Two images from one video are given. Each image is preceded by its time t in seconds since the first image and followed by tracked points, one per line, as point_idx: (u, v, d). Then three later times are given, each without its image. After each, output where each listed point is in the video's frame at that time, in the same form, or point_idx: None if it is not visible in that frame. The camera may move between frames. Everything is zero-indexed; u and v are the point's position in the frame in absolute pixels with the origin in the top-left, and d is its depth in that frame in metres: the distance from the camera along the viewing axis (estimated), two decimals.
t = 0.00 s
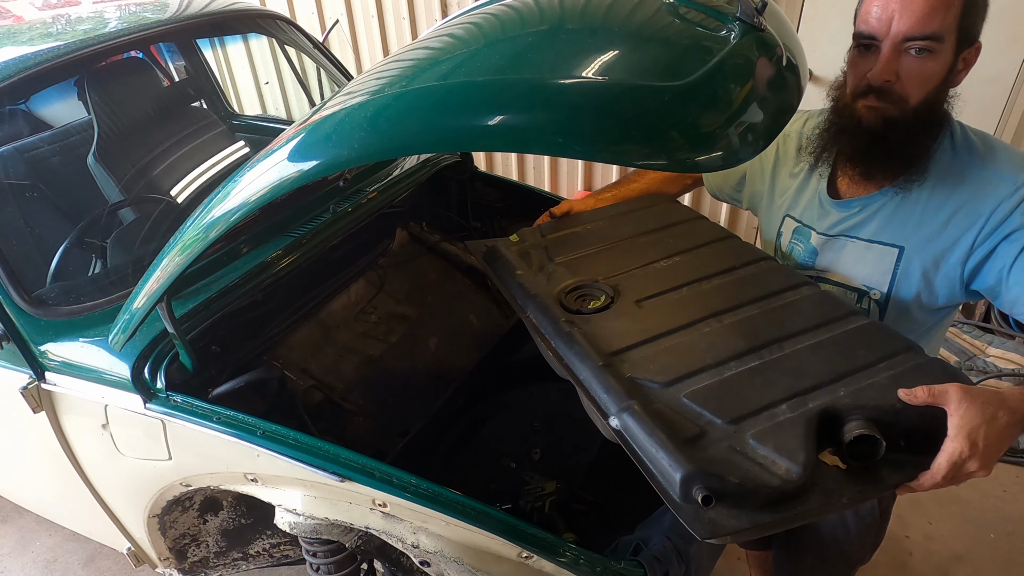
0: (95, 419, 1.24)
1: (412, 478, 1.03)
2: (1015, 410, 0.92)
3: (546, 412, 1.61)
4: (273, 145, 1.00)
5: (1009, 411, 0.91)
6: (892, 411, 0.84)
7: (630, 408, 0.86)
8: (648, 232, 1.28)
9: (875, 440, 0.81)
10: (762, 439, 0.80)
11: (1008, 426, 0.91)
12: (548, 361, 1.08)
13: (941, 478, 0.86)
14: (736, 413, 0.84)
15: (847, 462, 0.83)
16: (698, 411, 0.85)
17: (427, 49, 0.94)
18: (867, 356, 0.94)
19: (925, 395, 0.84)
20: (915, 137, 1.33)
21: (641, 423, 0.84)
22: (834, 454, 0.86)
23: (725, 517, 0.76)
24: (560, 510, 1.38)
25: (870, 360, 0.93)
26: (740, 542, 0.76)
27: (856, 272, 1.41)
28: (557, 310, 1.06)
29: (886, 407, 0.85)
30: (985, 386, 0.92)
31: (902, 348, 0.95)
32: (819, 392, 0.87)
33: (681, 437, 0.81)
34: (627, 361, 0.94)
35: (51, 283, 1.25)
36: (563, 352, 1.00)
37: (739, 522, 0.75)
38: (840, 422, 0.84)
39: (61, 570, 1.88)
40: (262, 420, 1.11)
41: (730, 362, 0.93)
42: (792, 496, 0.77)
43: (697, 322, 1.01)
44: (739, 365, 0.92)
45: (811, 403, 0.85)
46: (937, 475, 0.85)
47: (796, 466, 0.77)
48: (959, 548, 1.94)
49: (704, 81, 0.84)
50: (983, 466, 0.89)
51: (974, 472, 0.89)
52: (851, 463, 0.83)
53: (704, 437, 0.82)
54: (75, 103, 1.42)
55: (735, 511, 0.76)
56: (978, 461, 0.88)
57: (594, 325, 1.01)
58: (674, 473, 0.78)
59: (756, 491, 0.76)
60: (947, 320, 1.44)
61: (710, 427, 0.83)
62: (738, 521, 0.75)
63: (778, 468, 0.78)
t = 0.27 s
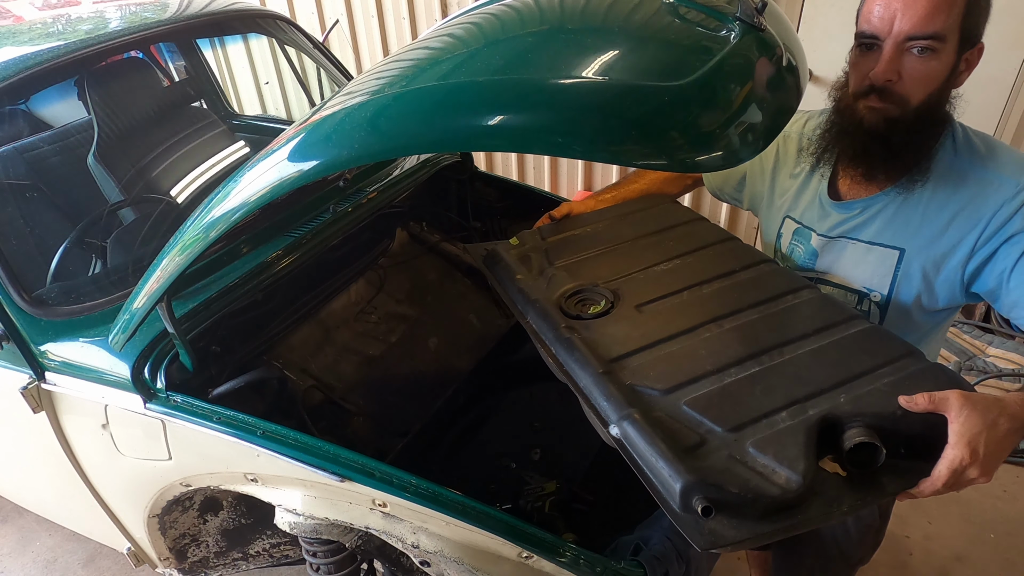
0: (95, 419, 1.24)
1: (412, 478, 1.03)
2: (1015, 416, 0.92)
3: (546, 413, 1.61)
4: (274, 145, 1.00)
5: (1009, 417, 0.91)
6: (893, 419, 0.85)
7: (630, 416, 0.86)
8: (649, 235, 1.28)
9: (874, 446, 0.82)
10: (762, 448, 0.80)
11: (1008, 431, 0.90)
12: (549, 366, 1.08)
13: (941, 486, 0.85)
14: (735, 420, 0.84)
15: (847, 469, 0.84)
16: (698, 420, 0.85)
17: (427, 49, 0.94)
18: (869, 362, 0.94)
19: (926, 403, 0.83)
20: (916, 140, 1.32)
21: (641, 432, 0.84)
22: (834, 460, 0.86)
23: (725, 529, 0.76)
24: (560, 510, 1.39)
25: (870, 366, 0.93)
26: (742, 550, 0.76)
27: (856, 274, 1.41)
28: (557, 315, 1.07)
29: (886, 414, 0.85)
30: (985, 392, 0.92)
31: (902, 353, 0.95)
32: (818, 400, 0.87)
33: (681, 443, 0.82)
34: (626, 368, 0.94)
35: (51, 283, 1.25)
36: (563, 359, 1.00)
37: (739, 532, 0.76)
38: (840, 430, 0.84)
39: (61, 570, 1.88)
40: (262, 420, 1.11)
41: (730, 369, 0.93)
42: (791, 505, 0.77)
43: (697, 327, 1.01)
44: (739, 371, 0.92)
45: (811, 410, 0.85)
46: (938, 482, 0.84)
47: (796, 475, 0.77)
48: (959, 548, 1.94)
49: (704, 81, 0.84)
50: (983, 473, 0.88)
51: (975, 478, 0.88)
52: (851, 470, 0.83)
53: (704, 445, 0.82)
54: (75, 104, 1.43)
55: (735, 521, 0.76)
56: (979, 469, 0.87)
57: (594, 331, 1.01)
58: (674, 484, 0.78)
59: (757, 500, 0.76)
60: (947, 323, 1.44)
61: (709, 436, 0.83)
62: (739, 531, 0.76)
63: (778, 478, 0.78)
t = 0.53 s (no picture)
0: (95, 418, 1.24)
1: (412, 478, 1.03)
2: (1018, 417, 0.91)
3: (546, 413, 1.61)
4: (274, 145, 1.00)
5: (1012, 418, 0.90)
6: (894, 418, 0.85)
7: (630, 413, 0.86)
8: (649, 235, 1.28)
9: (877, 447, 0.82)
10: (762, 446, 0.80)
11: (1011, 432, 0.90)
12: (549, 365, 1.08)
13: (943, 486, 0.85)
14: (736, 420, 0.84)
15: (850, 470, 0.83)
16: (698, 417, 0.85)
17: (427, 49, 0.94)
18: (869, 362, 0.94)
19: (928, 403, 0.83)
20: (917, 140, 1.32)
21: (640, 428, 0.84)
22: (836, 460, 0.86)
23: (723, 526, 0.75)
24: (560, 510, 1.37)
25: (871, 366, 0.93)
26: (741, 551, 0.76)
27: (858, 275, 1.41)
28: (558, 313, 1.07)
29: (887, 414, 0.85)
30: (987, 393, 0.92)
31: (904, 353, 0.95)
32: (819, 399, 0.87)
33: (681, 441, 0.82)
34: (627, 366, 0.94)
35: (51, 283, 1.25)
36: (563, 356, 1.00)
37: (739, 530, 0.75)
38: (841, 429, 0.84)
39: (61, 570, 1.88)
40: (262, 420, 1.11)
41: (731, 367, 0.93)
42: (792, 503, 0.77)
43: (698, 326, 1.01)
44: (740, 370, 0.92)
45: (812, 409, 0.85)
46: (939, 482, 0.84)
47: (797, 473, 0.77)
48: (959, 548, 1.94)
49: (704, 81, 0.84)
50: (985, 473, 0.88)
51: (977, 479, 0.89)
52: (854, 471, 0.83)
53: (704, 443, 0.82)
54: (75, 103, 1.43)
55: (734, 519, 0.76)
56: (981, 469, 0.87)
57: (594, 329, 1.01)
58: (674, 480, 0.78)
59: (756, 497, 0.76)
60: (947, 323, 1.44)
61: (709, 434, 0.83)
62: (738, 529, 0.75)
63: (779, 476, 0.78)
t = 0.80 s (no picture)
0: (95, 418, 1.24)
1: (412, 478, 1.03)
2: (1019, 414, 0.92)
3: (546, 412, 1.61)
4: (274, 145, 1.00)
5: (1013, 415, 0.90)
6: (896, 417, 0.85)
7: (633, 413, 0.86)
8: (649, 235, 1.28)
9: (882, 447, 0.82)
10: (766, 445, 0.80)
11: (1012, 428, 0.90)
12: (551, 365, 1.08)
13: (946, 484, 0.85)
14: (738, 419, 0.84)
15: (852, 467, 0.83)
16: (701, 417, 0.85)
17: (427, 49, 0.94)
18: (870, 361, 0.94)
19: (931, 401, 0.84)
20: (916, 140, 1.32)
21: (644, 428, 0.84)
22: (839, 459, 0.85)
23: (728, 526, 0.75)
24: (560, 510, 1.38)
25: (873, 364, 0.93)
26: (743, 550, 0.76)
27: (858, 274, 1.41)
28: (558, 314, 1.07)
29: (889, 413, 0.85)
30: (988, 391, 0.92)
31: (904, 352, 0.95)
32: (822, 398, 0.87)
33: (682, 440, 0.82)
34: (629, 366, 0.94)
35: (51, 283, 1.25)
36: (565, 356, 1.00)
37: (742, 529, 0.75)
38: (843, 428, 0.84)
39: (61, 570, 1.88)
40: (262, 420, 1.11)
41: (733, 366, 0.93)
42: (796, 502, 0.77)
43: (699, 326, 1.01)
44: (742, 370, 0.92)
45: (814, 408, 0.85)
46: (942, 481, 0.85)
47: (800, 472, 0.77)
48: (959, 549, 1.94)
49: (704, 81, 0.84)
50: (988, 471, 0.88)
51: (980, 476, 0.89)
52: (855, 469, 0.83)
53: (707, 443, 0.82)
54: (75, 104, 1.43)
55: (738, 518, 0.76)
56: (985, 467, 0.87)
57: (596, 329, 1.01)
58: (678, 480, 0.78)
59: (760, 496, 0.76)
60: (948, 322, 1.44)
61: (712, 433, 0.83)
62: (742, 528, 0.75)
63: (782, 475, 0.78)
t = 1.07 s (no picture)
0: (95, 418, 1.24)
1: (412, 478, 1.03)
2: (1019, 411, 0.92)
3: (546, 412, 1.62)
4: (273, 145, 1.00)
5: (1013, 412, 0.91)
6: (898, 416, 0.85)
7: (637, 413, 0.86)
8: (650, 235, 1.28)
9: (882, 443, 0.82)
10: (769, 444, 0.80)
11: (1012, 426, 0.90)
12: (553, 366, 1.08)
13: (949, 481, 0.85)
14: (741, 418, 0.84)
15: (852, 465, 0.83)
16: (704, 416, 0.85)
17: (427, 49, 0.94)
18: (871, 361, 0.93)
19: (932, 399, 0.84)
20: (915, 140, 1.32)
21: (648, 428, 0.84)
22: (840, 457, 0.85)
23: (733, 525, 0.75)
24: (560, 510, 1.37)
25: (874, 364, 0.93)
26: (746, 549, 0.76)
27: (856, 273, 1.41)
28: (558, 314, 1.07)
29: (891, 411, 0.85)
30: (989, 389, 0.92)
31: (905, 351, 0.95)
32: (823, 397, 0.87)
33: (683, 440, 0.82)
34: (631, 367, 0.94)
35: (51, 283, 1.25)
36: (566, 357, 1.00)
37: (747, 528, 0.75)
38: (845, 427, 0.84)
39: (61, 570, 1.88)
40: (262, 420, 1.11)
41: (734, 366, 0.93)
42: (800, 500, 0.77)
43: (700, 326, 1.01)
44: (743, 369, 0.92)
45: (817, 407, 0.85)
46: (944, 478, 0.84)
47: (804, 470, 0.78)
48: (959, 549, 1.94)
49: (704, 81, 0.84)
50: (989, 468, 0.88)
51: (980, 474, 0.89)
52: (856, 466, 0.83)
53: (711, 442, 0.82)
54: (75, 103, 1.43)
55: (743, 517, 0.76)
56: (986, 464, 0.87)
57: (596, 329, 1.01)
58: (683, 479, 0.78)
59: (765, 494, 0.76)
60: (946, 320, 1.44)
61: (716, 433, 0.83)
62: (747, 527, 0.75)
63: (786, 473, 0.78)
